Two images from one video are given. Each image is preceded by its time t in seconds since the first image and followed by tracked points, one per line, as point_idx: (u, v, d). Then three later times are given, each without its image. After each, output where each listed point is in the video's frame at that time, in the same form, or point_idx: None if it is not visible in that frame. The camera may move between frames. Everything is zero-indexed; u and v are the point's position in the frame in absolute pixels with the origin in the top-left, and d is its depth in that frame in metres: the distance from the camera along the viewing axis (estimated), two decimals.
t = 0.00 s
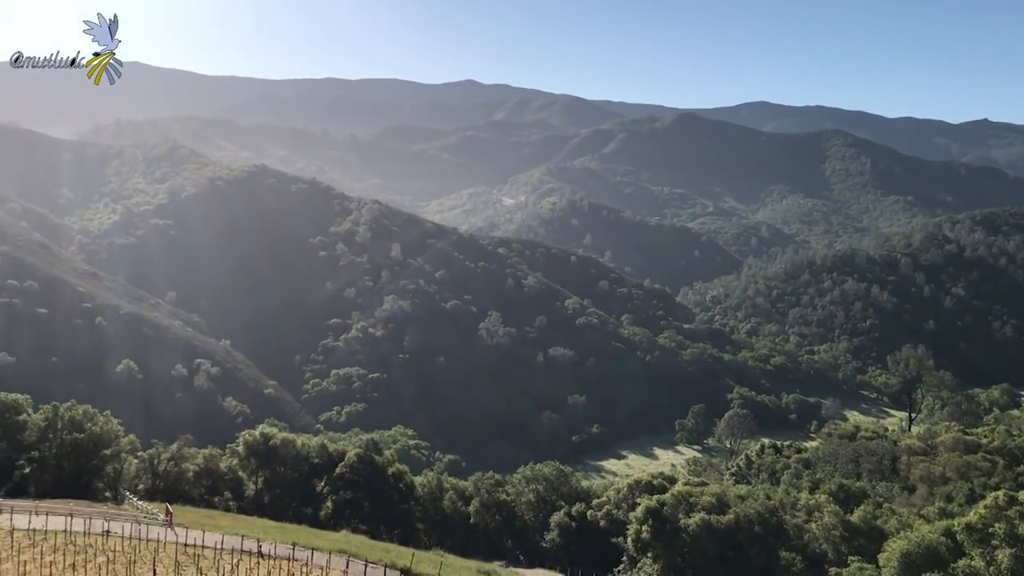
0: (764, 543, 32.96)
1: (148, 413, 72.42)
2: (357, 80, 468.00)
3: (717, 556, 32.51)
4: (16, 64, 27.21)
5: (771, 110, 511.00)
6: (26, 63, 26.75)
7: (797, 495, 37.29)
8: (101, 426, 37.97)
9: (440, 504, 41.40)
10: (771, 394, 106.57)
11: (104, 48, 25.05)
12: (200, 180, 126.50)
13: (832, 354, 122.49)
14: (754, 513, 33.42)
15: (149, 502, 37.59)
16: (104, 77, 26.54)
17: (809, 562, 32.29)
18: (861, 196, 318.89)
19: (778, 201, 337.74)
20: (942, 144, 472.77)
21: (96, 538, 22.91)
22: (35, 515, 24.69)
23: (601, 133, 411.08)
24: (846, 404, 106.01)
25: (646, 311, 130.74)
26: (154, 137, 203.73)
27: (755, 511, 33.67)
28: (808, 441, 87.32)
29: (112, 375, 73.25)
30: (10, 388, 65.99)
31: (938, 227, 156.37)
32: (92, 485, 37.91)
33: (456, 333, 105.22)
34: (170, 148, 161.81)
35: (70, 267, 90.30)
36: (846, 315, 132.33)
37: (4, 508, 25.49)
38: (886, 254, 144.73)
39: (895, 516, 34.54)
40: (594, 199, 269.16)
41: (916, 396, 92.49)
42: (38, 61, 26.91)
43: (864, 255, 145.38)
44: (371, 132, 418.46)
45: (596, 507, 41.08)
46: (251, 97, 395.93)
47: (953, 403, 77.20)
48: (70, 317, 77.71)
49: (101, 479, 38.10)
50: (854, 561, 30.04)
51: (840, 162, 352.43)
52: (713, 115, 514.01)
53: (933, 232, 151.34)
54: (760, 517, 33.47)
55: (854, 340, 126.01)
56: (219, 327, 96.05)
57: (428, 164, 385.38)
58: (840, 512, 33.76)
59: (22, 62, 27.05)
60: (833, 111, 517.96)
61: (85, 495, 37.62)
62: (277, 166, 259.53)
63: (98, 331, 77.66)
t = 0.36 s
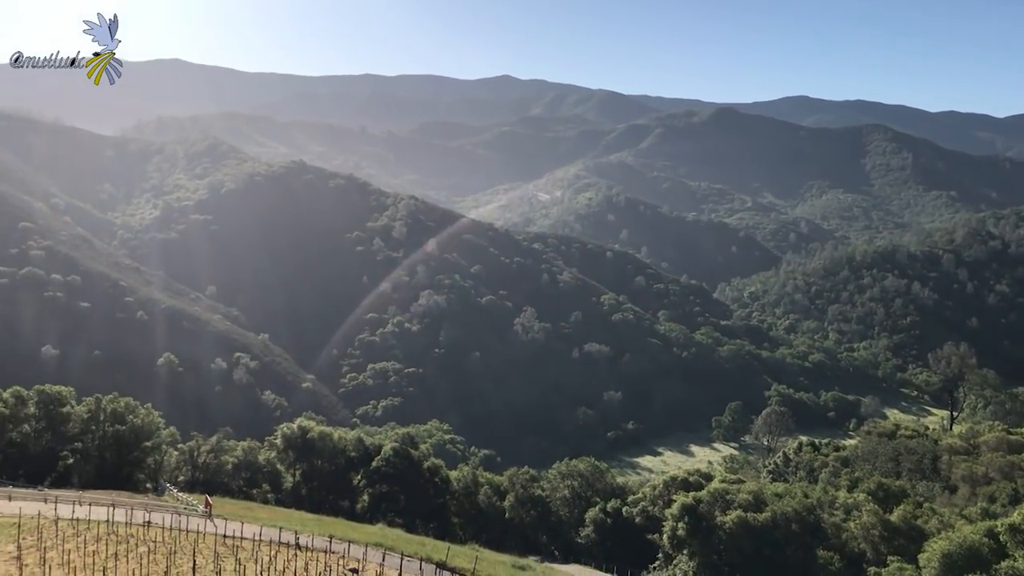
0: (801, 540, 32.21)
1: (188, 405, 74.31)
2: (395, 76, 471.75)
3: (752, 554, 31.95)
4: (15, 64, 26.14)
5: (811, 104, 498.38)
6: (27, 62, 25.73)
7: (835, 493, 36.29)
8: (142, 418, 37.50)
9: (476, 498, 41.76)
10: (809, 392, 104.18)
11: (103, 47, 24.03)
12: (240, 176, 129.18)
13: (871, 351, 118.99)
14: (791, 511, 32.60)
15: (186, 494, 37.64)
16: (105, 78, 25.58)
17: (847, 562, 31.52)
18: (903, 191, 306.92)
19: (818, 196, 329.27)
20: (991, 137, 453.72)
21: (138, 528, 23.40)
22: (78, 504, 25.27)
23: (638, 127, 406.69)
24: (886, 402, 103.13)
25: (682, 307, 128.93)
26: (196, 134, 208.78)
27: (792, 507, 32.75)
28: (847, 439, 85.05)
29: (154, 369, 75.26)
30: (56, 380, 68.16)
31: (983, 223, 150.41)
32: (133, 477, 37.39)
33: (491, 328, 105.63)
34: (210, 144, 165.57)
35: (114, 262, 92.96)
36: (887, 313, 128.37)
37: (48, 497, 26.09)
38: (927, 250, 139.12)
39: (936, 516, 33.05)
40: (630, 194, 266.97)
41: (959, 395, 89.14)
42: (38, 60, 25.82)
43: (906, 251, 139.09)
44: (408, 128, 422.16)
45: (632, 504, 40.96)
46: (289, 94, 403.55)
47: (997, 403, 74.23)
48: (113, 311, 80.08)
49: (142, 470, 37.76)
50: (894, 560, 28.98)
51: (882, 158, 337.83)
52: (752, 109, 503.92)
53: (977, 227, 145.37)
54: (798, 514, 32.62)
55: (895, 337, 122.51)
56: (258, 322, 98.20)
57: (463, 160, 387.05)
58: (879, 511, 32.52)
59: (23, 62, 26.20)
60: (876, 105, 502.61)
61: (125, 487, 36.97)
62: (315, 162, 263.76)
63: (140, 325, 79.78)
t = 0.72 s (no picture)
0: (832, 540, 31.56)
1: (218, 399, 75.67)
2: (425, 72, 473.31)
3: (783, 554, 31.17)
4: (14, 63, 24.37)
5: (844, 100, 486.65)
6: (27, 63, 23.98)
7: (867, 492, 35.53)
8: (174, 412, 37.50)
9: (504, 495, 41.79)
10: (841, 390, 101.84)
11: (104, 48, 22.33)
12: (272, 173, 131.14)
13: (905, 349, 115.78)
14: (822, 510, 31.73)
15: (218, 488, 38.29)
16: (105, 77, 23.84)
17: (879, 561, 31.04)
18: (936, 188, 295.42)
19: (851, 192, 320.89)
20: None
21: (170, 521, 23.73)
22: (112, 497, 25.75)
23: (669, 122, 402.12)
24: (919, 401, 100.54)
25: (713, 304, 127.20)
26: (228, 130, 212.47)
27: (823, 508, 31.93)
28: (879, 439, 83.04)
29: (186, 364, 76.73)
30: (93, 373, 69.95)
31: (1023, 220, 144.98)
32: (166, 471, 37.50)
33: (519, 325, 105.68)
34: (242, 141, 168.39)
35: (146, 258, 94.98)
36: (920, 310, 124.70)
37: (82, 489, 26.59)
38: (961, 248, 133.75)
39: (971, 517, 31.76)
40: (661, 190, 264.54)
41: (995, 395, 86.35)
42: (37, 60, 24.04)
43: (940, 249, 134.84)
44: (437, 124, 423.99)
45: (661, 501, 40.76)
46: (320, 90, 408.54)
47: None
48: (146, 306, 81.90)
49: (174, 464, 37.94)
50: (926, 560, 28.38)
51: (915, 154, 324.65)
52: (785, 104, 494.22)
53: (1015, 223, 139.78)
54: (829, 514, 31.79)
55: (928, 335, 119.32)
56: (288, 317, 99.65)
57: (491, 157, 387.26)
58: (911, 511, 31.78)
59: (22, 61, 24.19)
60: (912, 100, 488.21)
61: (158, 480, 37.16)
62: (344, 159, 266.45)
63: (171, 320, 81.41)
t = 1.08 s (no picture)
0: (864, 541, 30.30)
1: (251, 393, 76.37)
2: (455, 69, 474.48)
3: (814, 554, 30.30)
4: (15, 64, 24.59)
5: (881, 97, 473.45)
6: (26, 63, 24.17)
7: (900, 494, 34.14)
8: (207, 405, 38.37)
9: (533, 491, 41.72)
10: (874, 390, 99.16)
11: (107, 50, 22.98)
12: (304, 170, 132.99)
13: (939, 349, 112.47)
14: (853, 511, 30.52)
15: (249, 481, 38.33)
16: (106, 78, 24.30)
17: (912, 564, 29.64)
18: (974, 185, 287.12)
19: (885, 189, 311.27)
20: None
21: (203, 514, 24.15)
22: (146, 490, 26.30)
23: (700, 117, 396.70)
24: (953, 401, 97.87)
25: (744, 302, 125.22)
26: (261, 127, 216.09)
27: (854, 508, 30.71)
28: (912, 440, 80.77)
29: (218, 358, 78.18)
30: (132, 366, 71.71)
31: None
32: (198, 464, 37.89)
33: (549, 322, 105.49)
34: (276, 138, 170.93)
35: (180, 254, 97.14)
36: (955, 309, 121.30)
37: (116, 481, 27.17)
38: (999, 247, 132.44)
39: (1007, 519, 30.82)
40: (691, 187, 261.53)
41: None
42: (37, 60, 24.31)
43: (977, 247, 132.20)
44: (468, 121, 425.26)
45: (691, 500, 40.04)
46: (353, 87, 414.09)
47: None
48: (181, 301, 83.71)
49: (207, 457, 38.39)
50: (959, 563, 27.81)
51: (953, 151, 315.33)
52: (820, 100, 483.32)
53: None
54: (860, 514, 30.58)
55: (964, 335, 115.85)
56: (320, 312, 101.10)
57: (520, 154, 387.20)
58: (946, 513, 30.90)
59: (22, 62, 24.45)
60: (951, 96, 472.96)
61: (191, 473, 37.58)
62: (374, 156, 268.93)
63: (203, 315, 83.14)
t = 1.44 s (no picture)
0: (895, 542, 29.65)
1: (281, 389, 77.47)
2: (484, 68, 475.64)
3: (843, 555, 29.53)
4: (14, 63, 23.84)
5: (916, 95, 461.01)
6: (25, 62, 23.39)
7: (933, 496, 33.18)
8: (239, 401, 39.19)
9: (561, 489, 41.38)
10: (906, 390, 96.54)
11: (105, 49, 22.10)
12: (334, 168, 134.45)
13: (973, 350, 109.30)
14: (885, 512, 29.77)
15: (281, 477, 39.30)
16: (108, 78, 23.40)
17: (944, 566, 29.34)
18: (1012, 185, 277.94)
19: (917, 188, 301.37)
20: None
21: (234, 509, 24.52)
22: (178, 484, 26.85)
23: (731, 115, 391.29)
24: (987, 403, 95.28)
25: (774, 301, 123.01)
26: (293, 127, 219.19)
27: (886, 509, 29.96)
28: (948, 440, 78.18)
29: (250, 354, 79.61)
30: (167, 361, 73.24)
31: None
32: (229, 458, 38.85)
33: (577, 321, 105.05)
34: (306, 137, 173.07)
35: (213, 251, 99.00)
36: (990, 310, 118.20)
37: (149, 476, 27.80)
38: None
39: None
40: (721, 185, 257.99)
41: None
42: (35, 59, 23.44)
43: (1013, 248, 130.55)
44: (496, 119, 425.60)
45: (720, 499, 39.55)
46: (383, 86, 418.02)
47: None
48: (213, 298, 85.22)
49: (238, 452, 39.32)
50: (996, 567, 26.65)
51: (989, 149, 305.70)
52: (853, 98, 472.81)
53: None
54: (892, 515, 29.83)
55: (998, 336, 112.53)
56: (349, 309, 102.21)
57: (548, 153, 386.38)
58: (979, 515, 30.18)
59: (21, 61, 23.66)
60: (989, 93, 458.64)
61: (223, 467, 38.58)
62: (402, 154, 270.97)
63: (235, 311, 84.57)
